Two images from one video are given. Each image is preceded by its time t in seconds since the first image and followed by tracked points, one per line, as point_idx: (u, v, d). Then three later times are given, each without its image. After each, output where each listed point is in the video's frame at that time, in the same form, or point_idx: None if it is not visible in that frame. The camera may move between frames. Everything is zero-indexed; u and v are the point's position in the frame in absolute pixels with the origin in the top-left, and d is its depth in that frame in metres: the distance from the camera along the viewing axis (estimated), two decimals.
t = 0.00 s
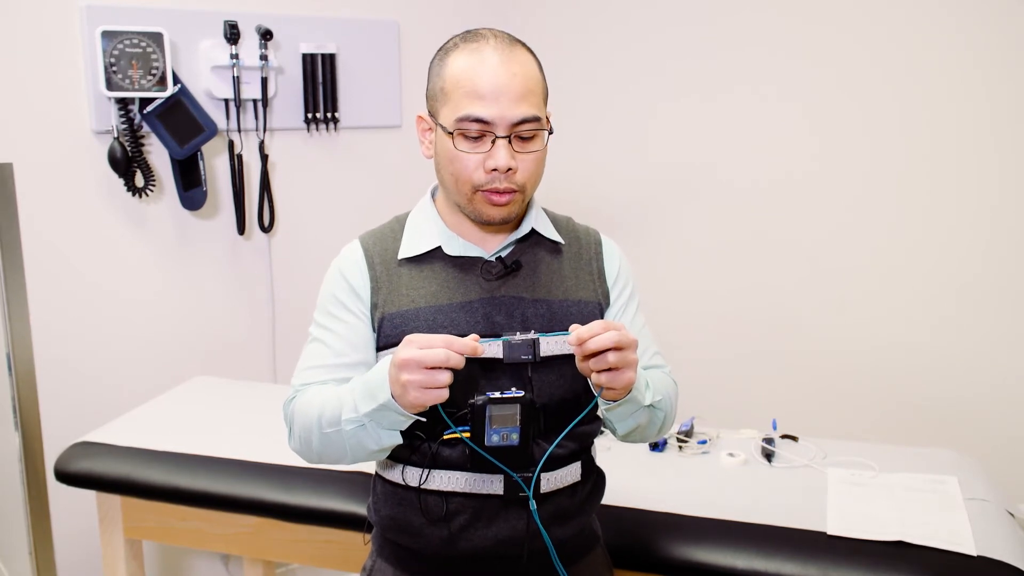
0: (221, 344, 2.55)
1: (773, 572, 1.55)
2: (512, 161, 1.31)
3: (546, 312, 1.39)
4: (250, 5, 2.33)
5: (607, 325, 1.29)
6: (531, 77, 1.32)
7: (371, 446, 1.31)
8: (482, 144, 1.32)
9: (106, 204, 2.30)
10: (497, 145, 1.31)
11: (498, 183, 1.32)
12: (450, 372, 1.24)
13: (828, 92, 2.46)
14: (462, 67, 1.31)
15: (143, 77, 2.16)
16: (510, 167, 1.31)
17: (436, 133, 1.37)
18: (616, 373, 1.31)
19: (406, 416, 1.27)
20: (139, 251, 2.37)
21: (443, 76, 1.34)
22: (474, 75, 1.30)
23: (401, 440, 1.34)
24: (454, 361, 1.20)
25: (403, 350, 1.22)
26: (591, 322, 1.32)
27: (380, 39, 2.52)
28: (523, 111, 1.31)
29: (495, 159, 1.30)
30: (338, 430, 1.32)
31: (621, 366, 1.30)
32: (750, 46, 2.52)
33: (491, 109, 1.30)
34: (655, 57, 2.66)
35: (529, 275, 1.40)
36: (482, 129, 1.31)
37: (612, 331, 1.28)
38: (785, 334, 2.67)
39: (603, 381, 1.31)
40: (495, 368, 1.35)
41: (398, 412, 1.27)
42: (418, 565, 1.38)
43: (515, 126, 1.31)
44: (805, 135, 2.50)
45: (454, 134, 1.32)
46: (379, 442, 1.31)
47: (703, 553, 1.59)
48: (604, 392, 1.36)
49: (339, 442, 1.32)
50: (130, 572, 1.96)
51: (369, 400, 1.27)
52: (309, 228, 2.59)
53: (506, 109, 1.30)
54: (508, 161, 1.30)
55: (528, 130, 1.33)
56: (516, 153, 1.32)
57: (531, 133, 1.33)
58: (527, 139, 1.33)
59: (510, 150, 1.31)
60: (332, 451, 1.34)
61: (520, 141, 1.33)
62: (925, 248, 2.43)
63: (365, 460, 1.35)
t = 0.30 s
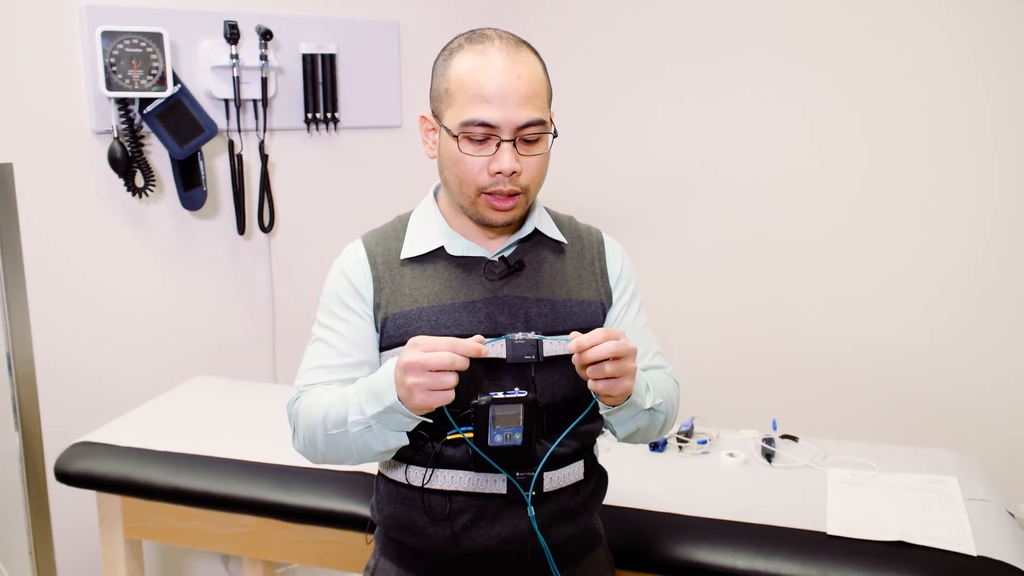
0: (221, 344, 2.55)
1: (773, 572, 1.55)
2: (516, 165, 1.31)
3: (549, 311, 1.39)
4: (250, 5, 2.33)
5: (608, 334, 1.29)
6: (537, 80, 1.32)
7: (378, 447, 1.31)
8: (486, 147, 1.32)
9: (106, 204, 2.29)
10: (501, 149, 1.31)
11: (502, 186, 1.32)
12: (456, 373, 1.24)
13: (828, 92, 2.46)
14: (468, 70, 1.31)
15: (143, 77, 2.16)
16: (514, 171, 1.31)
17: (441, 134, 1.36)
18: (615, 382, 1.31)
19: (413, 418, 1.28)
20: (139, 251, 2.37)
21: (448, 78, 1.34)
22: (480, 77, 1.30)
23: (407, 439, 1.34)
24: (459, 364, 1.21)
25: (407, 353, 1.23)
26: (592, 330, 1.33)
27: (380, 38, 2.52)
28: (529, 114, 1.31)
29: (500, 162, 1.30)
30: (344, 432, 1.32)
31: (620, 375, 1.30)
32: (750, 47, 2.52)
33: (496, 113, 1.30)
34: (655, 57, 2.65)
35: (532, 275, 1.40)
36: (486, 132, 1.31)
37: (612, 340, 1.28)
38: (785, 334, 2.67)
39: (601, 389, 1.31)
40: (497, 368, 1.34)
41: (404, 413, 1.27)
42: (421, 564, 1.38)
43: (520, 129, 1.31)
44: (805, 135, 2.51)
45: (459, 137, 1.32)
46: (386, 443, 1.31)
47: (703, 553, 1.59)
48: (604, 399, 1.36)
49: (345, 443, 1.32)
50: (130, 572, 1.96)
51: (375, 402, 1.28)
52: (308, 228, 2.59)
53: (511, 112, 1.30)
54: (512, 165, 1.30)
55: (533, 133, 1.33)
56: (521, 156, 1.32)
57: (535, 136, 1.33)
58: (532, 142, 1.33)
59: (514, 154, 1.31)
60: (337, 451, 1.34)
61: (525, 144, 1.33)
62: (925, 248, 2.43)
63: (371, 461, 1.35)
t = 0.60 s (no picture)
0: (221, 344, 2.55)
1: (773, 572, 1.55)
2: (519, 163, 1.31)
3: (553, 306, 1.39)
4: (250, 5, 2.34)
5: (611, 332, 1.29)
6: (539, 78, 1.32)
7: (375, 442, 1.31)
8: (489, 146, 1.32)
9: (106, 204, 2.30)
10: (504, 147, 1.31)
11: (505, 184, 1.33)
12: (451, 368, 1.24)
13: (828, 92, 2.46)
14: (471, 68, 1.31)
15: (143, 77, 2.16)
16: (517, 169, 1.31)
17: (443, 133, 1.37)
18: (627, 376, 1.31)
19: (411, 413, 1.28)
20: (139, 251, 2.37)
21: (451, 77, 1.34)
22: (483, 76, 1.30)
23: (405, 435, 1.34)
24: (454, 360, 1.20)
25: (403, 348, 1.22)
26: (596, 329, 1.32)
27: (380, 38, 2.52)
28: (532, 113, 1.31)
29: (503, 160, 1.30)
30: (342, 426, 1.32)
31: (631, 369, 1.30)
32: (750, 47, 2.52)
33: (499, 111, 1.30)
34: (655, 57, 2.65)
35: (535, 270, 1.40)
36: (490, 131, 1.31)
37: (617, 337, 1.28)
38: (785, 334, 2.67)
39: (614, 384, 1.31)
40: (500, 364, 1.35)
41: (401, 408, 1.27)
42: (426, 562, 1.38)
43: (523, 127, 1.31)
44: (805, 135, 2.51)
45: (462, 135, 1.32)
46: (384, 438, 1.31)
47: (704, 552, 1.59)
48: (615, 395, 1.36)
49: (343, 437, 1.33)
50: (130, 572, 1.96)
51: (373, 396, 1.28)
52: (308, 228, 2.59)
53: (514, 111, 1.30)
54: (515, 163, 1.31)
55: (536, 131, 1.33)
56: (524, 155, 1.32)
57: (539, 134, 1.33)
58: (535, 141, 1.33)
59: (517, 152, 1.31)
60: (335, 446, 1.34)
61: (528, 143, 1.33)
62: (925, 248, 2.44)
63: (369, 456, 1.36)
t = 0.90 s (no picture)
0: (221, 344, 2.55)
1: (773, 571, 1.55)
2: (509, 145, 1.32)
3: (557, 308, 1.39)
4: (250, 5, 2.34)
5: (607, 342, 1.28)
6: (534, 65, 1.34)
7: (388, 446, 1.31)
8: (482, 128, 1.34)
9: (106, 204, 2.29)
10: (496, 128, 1.33)
11: (496, 167, 1.33)
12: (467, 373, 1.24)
13: (828, 92, 2.46)
14: (467, 54, 1.34)
15: (143, 77, 2.16)
16: (508, 151, 1.32)
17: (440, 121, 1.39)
18: (628, 384, 1.31)
19: (425, 419, 1.28)
20: (139, 251, 2.37)
21: (448, 64, 1.38)
22: (476, 59, 1.33)
23: (416, 439, 1.34)
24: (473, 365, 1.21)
25: (419, 354, 1.22)
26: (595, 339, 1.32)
27: (380, 38, 2.52)
28: (524, 95, 1.33)
29: (493, 142, 1.32)
30: (354, 430, 1.32)
31: (632, 377, 1.30)
32: (751, 47, 2.52)
33: (491, 92, 1.32)
34: (655, 57, 2.64)
35: (539, 272, 1.40)
36: (482, 112, 1.33)
37: (615, 345, 1.28)
38: (785, 334, 2.66)
39: (616, 394, 1.31)
40: (504, 367, 1.33)
41: (417, 413, 1.27)
42: (429, 564, 1.38)
43: (516, 110, 1.33)
44: (805, 135, 2.51)
45: (455, 117, 1.35)
46: (397, 442, 1.31)
47: (705, 552, 1.59)
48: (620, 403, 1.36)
49: (355, 442, 1.33)
50: (130, 572, 1.96)
51: (388, 402, 1.28)
52: (308, 228, 2.59)
53: (506, 92, 1.32)
54: (505, 144, 1.32)
55: (530, 116, 1.34)
56: (516, 138, 1.34)
57: (532, 120, 1.35)
58: (528, 126, 1.35)
59: (508, 134, 1.33)
60: (345, 450, 1.34)
61: (521, 127, 1.35)
62: (925, 248, 2.44)
63: (379, 459, 1.36)
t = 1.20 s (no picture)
0: (221, 344, 2.55)
1: (774, 571, 1.55)
2: (503, 137, 1.32)
3: (560, 307, 1.39)
4: (250, 5, 2.34)
5: (610, 346, 1.28)
6: (528, 58, 1.35)
7: (389, 441, 1.31)
8: (476, 121, 1.34)
9: (106, 204, 2.29)
10: (489, 121, 1.33)
11: (491, 160, 1.33)
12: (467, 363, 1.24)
13: (828, 92, 2.46)
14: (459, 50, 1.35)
15: (143, 77, 2.16)
16: (503, 143, 1.32)
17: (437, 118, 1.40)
18: (631, 387, 1.31)
19: (426, 411, 1.27)
20: (139, 251, 2.37)
21: (443, 62, 1.39)
22: (469, 54, 1.34)
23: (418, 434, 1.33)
24: (471, 354, 1.20)
25: (419, 344, 1.22)
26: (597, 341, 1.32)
27: (380, 38, 2.52)
28: (518, 88, 1.33)
29: (487, 134, 1.32)
30: (355, 425, 1.32)
31: (635, 379, 1.30)
32: (751, 47, 2.52)
33: (485, 85, 1.33)
34: (655, 57, 2.64)
35: (543, 271, 1.40)
36: (476, 106, 1.34)
37: (618, 348, 1.28)
38: (785, 334, 2.66)
39: (621, 397, 1.31)
40: (507, 365, 1.35)
41: (418, 406, 1.27)
42: (432, 563, 1.38)
43: (509, 102, 1.34)
44: (805, 135, 2.51)
45: (450, 112, 1.35)
46: (398, 436, 1.30)
47: (705, 552, 1.59)
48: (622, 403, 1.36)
49: (356, 437, 1.32)
50: (130, 572, 1.96)
51: (388, 395, 1.27)
52: (308, 227, 2.59)
53: (499, 85, 1.33)
54: (499, 136, 1.32)
55: (524, 108, 1.35)
56: (510, 131, 1.34)
57: (527, 112, 1.35)
58: (523, 119, 1.35)
59: (503, 126, 1.33)
60: (347, 445, 1.34)
61: (516, 120, 1.35)
62: (925, 249, 2.44)
63: (381, 455, 1.35)
